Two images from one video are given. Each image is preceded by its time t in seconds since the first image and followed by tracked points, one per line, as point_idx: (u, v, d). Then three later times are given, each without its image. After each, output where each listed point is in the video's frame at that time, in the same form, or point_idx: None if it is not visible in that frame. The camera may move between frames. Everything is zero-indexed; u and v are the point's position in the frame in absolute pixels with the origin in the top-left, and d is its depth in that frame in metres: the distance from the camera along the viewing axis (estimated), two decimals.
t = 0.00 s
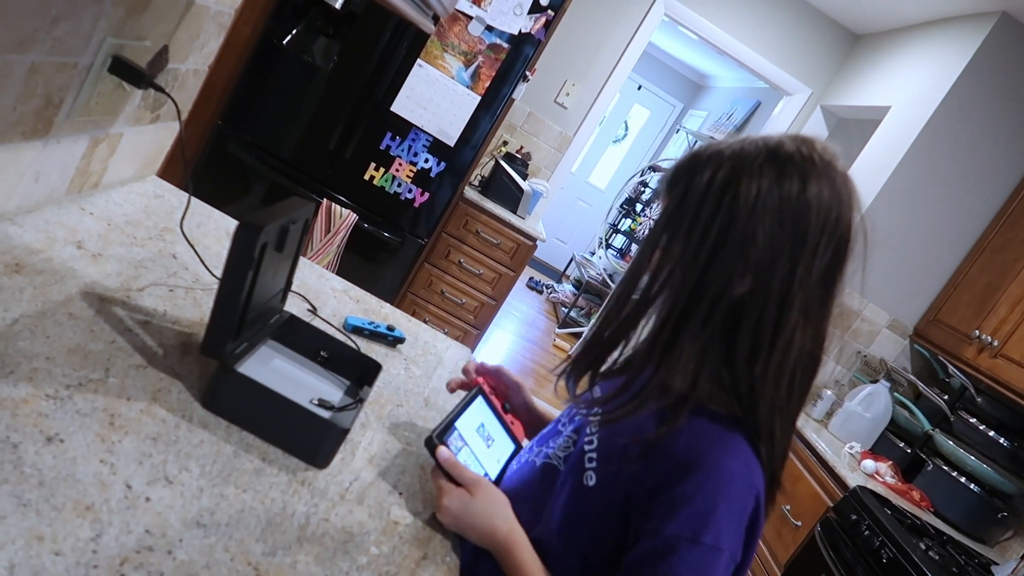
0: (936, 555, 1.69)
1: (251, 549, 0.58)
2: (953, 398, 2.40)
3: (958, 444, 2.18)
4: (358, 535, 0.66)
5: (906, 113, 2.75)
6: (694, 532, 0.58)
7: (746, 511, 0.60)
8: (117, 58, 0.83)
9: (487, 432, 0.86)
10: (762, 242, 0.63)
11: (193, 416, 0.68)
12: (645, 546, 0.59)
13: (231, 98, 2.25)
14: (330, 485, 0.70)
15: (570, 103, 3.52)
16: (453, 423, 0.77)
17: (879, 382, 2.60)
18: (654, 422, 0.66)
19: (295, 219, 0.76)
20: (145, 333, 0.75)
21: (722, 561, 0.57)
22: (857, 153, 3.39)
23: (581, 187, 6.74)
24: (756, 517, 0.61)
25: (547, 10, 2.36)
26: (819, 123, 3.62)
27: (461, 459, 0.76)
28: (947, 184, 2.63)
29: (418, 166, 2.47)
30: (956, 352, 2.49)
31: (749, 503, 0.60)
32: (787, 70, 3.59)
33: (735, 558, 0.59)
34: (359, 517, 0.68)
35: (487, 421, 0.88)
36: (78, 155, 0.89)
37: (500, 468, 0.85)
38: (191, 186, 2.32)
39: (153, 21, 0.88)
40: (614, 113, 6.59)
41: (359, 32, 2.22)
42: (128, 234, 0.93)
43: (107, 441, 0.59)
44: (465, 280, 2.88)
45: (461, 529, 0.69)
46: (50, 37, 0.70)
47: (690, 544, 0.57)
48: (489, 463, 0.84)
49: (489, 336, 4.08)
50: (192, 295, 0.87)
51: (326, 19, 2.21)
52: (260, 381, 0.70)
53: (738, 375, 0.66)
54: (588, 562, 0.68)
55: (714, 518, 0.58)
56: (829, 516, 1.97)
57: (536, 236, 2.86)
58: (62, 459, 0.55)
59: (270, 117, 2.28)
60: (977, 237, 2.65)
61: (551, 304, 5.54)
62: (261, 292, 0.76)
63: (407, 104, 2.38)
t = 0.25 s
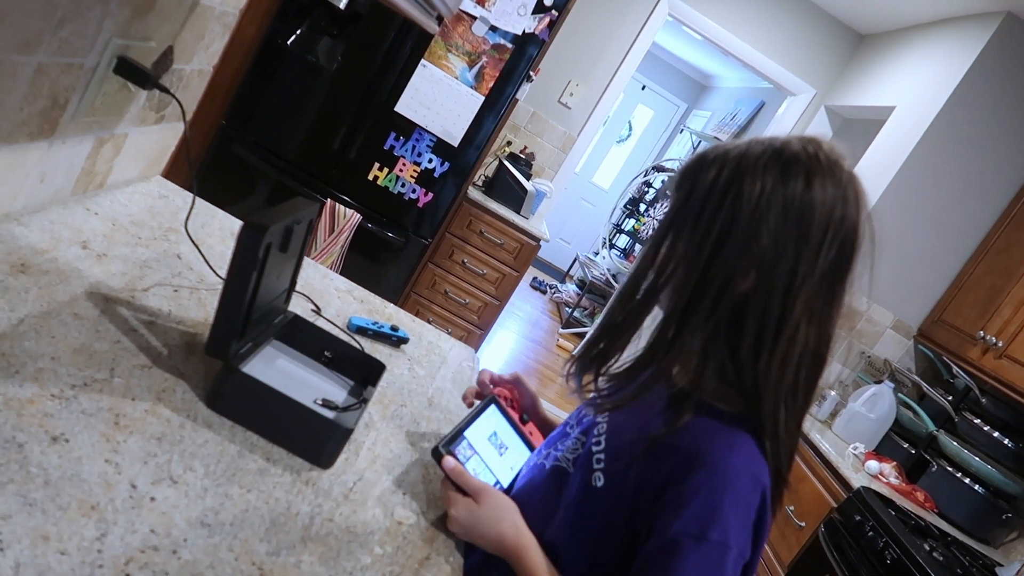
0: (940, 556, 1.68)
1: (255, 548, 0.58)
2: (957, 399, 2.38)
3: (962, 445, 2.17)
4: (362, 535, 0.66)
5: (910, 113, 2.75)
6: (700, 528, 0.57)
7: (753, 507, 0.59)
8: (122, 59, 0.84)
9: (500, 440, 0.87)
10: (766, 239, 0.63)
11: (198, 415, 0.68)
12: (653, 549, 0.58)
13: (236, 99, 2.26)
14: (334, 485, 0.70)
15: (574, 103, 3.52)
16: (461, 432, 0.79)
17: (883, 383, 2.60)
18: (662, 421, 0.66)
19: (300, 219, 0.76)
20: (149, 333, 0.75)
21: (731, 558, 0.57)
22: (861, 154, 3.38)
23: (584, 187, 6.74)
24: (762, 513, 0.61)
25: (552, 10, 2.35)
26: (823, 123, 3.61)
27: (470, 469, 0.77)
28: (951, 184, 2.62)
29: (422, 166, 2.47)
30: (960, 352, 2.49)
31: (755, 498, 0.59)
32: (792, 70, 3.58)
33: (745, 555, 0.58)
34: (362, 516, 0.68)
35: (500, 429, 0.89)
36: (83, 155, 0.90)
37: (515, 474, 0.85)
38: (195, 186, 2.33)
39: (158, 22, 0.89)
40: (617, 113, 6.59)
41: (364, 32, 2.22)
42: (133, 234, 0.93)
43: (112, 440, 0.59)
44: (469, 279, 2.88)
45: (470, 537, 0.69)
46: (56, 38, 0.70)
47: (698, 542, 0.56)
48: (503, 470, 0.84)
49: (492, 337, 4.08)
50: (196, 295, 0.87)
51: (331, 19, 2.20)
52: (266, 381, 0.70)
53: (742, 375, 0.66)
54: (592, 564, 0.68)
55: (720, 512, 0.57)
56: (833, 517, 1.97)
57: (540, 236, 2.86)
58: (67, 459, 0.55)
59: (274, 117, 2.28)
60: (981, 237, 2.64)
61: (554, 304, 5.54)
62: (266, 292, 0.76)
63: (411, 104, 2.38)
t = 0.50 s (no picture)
0: (945, 558, 1.68)
1: (259, 549, 0.58)
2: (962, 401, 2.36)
3: (967, 446, 2.16)
4: (366, 536, 0.66)
5: (915, 113, 2.74)
6: (683, 502, 0.57)
7: (739, 497, 0.59)
8: (126, 59, 0.84)
9: (507, 412, 0.91)
10: (780, 236, 0.62)
11: (202, 416, 0.68)
12: (636, 519, 0.59)
13: (240, 99, 2.27)
14: (338, 486, 0.70)
15: (577, 104, 3.52)
16: (473, 395, 0.85)
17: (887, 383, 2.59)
18: (666, 411, 0.66)
19: (303, 220, 0.76)
20: (153, 334, 0.75)
21: (707, 539, 0.56)
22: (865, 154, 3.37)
23: (587, 187, 6.74)
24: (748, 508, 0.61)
25: (555, 11, 2.35)
26: (827, 124, 3.60)
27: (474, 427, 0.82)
28: (956, 185, 2.61)
29: (426, 167, 2.47)
30: (964, 353, 2.49)
31: (742, 488, 0.59)
32: (795, 70, 3.58)
33: (723, 541, 0.58)
34: (366, 517, 0.68)
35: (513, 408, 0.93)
36: (87, 156, 0.90)
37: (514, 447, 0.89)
38: (199, 186, 2.33)
39: (162, 23, 0.89)
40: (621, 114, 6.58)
41: (367, 32, 2.22)
42: (137, 235, 0.93)
43: (116, 441, 0.59)
44: (473, 280, 2.88)
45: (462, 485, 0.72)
46: (61, 38, 0.70)
47: (677, 514, 0.57)
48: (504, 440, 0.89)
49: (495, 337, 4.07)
50: (200, 295, 0.87)
51: (334, 20, 2.20)
52: (270, 383, 0.70)
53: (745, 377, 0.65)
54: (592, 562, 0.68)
55: (704, 491, 0.57)
56: (837, 518, 1.96)
57: (543, 237, 2.86)
58: (71, 459, 0.55)
59: (278, 118, 2.29)
60: (986, 238, 2.63)
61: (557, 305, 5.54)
62: (270, 293, 0.76)
63: (415, 105, 2.38)
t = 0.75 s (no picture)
0: (945, 558, 1.68)
1: (259, 549, 0.58)
2: (963, 401, 2.36)
3: (968, 447, 2.16)
4: (366, 536, 0.66)
5: (917, 113, 2.73)
6: (632, 434, 0.62)
7: (691, 445, 0.60)
8: (127, 59, 0.84)
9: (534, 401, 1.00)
10: (792, 232, 0.63)
11: (203, 416, 0.68)
12: (599, 458, 0.64)
13: (241, 99, 2.27)
14: (338, 486, 0.70)
15: (578, 104, 3.52)
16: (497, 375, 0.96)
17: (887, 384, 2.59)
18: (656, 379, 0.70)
19: (303, 220, 0.76)
20: (154, 334, 0.75)
21: (648, 470, 0.59)
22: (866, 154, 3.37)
23: (588, 187, 6.74)
24: (705, 465, 0.61)
25: (556, 11, 2.35)
26: (828, 124, 3.60)
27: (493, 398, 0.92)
28: (958, 185, 2.60)
29: (427, 167, 2.47)
30: (965, 354, 2.48)
31: (695, 435, 0.60)
32: (796, 71, 3.58)
33: (670, 482, 0.60)
34: (367, 517, 0.68)
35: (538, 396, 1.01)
36: (88, 156, 0.90)
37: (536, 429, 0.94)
38: (201, 186, 2.34)
39: (163, 23, 0.89)
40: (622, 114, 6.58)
41: (369, 32, 2.22)
42: (138, 235, 0.93)
43: (117, 441, 0.59)
44: (473, 280, 2.89)
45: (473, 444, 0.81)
46: (62, 38, 0.70)
47: (623, 445, 0.62)
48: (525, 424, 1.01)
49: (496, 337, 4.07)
50: (201, 295, 0.87)
51: (335, 20, 2.20)
52: (270, 383, 0.70)
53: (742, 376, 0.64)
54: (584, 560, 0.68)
55: (652, 425, 0.61)
56: (838, 518, 1.96)
57: (544, 237, 2.85)
58: (72, 459, 0.55)
59: (279, 118, 2.29)
60: (987, 238, 2.62)
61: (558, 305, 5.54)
62: (270, 293, 0.76)
63: (416, 105, 2.38)
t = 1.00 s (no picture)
0: (947, 558, 1.68)
1: (262, 549, 0.58)
2: (964, 401, 2.37)
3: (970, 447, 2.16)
4: (369, 536, 0.66)
5: (918, 113, 2.73)
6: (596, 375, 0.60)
7: (648, 391, 0.58)
8: (129, 59, 0.84)
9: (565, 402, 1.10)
10: (783, 228, 0.61)
11: (205, 416, 0.68)
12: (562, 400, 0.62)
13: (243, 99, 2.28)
14: (341, 486, 0.70)
15: (579, 104, 3.52)
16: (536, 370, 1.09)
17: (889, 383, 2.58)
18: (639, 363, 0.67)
19: (305, 221, 0.76)
20: (157, 334, 0.75)
21: (604, 401, 0.57)
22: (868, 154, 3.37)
23: (589, 187, 6.74)
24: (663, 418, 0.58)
25: (557, 10, 2.35)
26: (830, 124, 3.60)
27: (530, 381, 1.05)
28: (959, 185, 2.60)
29: (428, 167, 2.47)
30: (967, 355, 2.48)
31: (655, 382, 0.58)
32: (798, 71, 3.58)
33: (623, 422, 0.57)
34: (370, 517, 0.68)
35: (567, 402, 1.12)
36: (90, 156, 0.90)
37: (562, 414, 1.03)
38: (203, 186, 2.35)
39: (165, 23, 0.89)
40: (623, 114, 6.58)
41: (370, 33, 2.22)
42: (141, 235, 0.93)
43: (120, 441, 0.59)
44: (475, 280, 2.89)
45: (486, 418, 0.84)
46: (64, 39, 0.70)
47: (588, 380, 0.60)
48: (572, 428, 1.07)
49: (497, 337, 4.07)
50: (203, 295, 0.88)
51: (336, 19, 2.20)
52: (272, 382, 0.70)
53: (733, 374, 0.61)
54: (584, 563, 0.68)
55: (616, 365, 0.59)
56: (839, 518, 1.96)
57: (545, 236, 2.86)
58: (75, 459, 0.55)
59: (281, 118, 2.29)
60: (987, 239, 2.63)
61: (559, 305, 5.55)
62: (272, 293, 0.76)
63: (417, 105, 2.38)
